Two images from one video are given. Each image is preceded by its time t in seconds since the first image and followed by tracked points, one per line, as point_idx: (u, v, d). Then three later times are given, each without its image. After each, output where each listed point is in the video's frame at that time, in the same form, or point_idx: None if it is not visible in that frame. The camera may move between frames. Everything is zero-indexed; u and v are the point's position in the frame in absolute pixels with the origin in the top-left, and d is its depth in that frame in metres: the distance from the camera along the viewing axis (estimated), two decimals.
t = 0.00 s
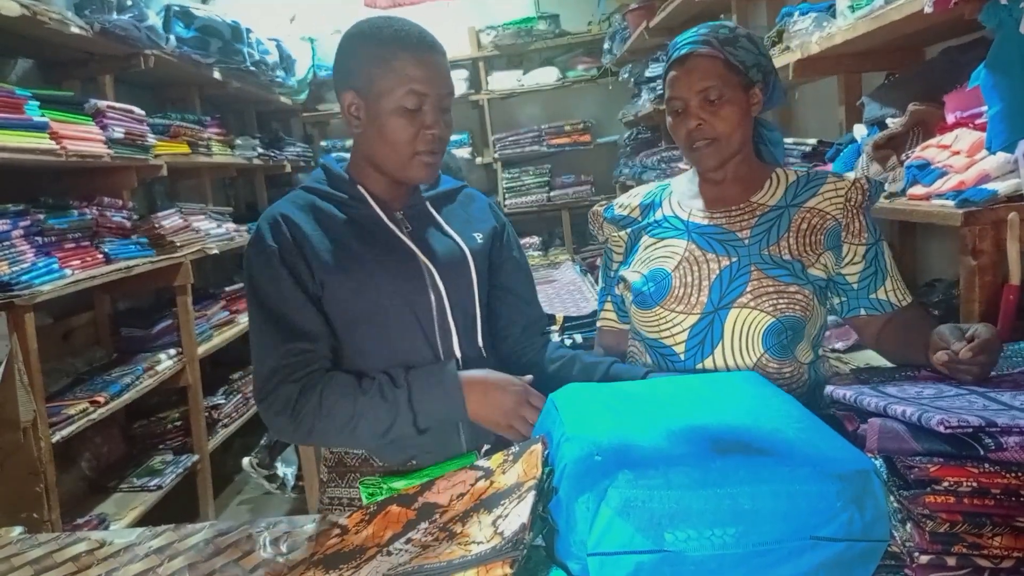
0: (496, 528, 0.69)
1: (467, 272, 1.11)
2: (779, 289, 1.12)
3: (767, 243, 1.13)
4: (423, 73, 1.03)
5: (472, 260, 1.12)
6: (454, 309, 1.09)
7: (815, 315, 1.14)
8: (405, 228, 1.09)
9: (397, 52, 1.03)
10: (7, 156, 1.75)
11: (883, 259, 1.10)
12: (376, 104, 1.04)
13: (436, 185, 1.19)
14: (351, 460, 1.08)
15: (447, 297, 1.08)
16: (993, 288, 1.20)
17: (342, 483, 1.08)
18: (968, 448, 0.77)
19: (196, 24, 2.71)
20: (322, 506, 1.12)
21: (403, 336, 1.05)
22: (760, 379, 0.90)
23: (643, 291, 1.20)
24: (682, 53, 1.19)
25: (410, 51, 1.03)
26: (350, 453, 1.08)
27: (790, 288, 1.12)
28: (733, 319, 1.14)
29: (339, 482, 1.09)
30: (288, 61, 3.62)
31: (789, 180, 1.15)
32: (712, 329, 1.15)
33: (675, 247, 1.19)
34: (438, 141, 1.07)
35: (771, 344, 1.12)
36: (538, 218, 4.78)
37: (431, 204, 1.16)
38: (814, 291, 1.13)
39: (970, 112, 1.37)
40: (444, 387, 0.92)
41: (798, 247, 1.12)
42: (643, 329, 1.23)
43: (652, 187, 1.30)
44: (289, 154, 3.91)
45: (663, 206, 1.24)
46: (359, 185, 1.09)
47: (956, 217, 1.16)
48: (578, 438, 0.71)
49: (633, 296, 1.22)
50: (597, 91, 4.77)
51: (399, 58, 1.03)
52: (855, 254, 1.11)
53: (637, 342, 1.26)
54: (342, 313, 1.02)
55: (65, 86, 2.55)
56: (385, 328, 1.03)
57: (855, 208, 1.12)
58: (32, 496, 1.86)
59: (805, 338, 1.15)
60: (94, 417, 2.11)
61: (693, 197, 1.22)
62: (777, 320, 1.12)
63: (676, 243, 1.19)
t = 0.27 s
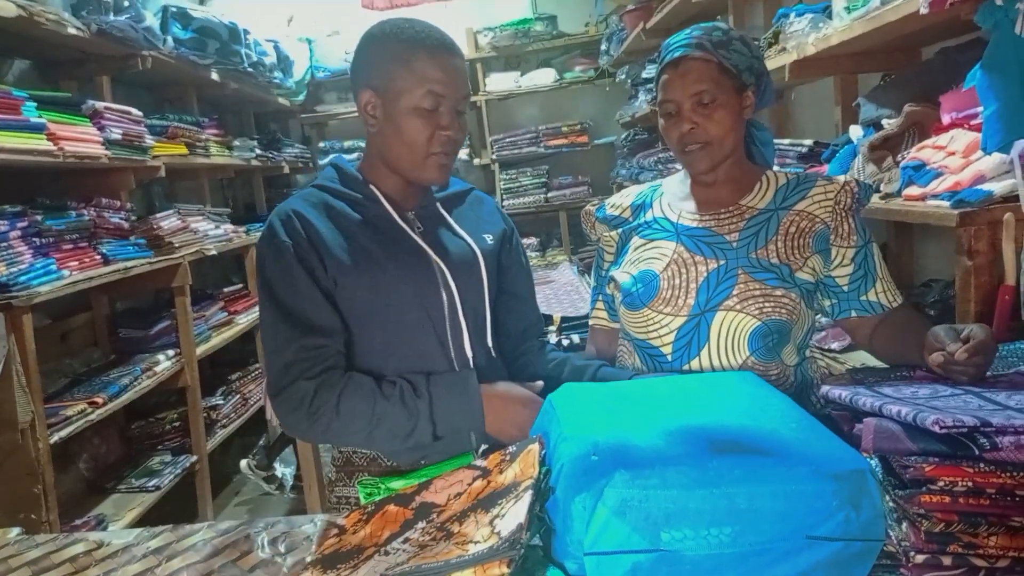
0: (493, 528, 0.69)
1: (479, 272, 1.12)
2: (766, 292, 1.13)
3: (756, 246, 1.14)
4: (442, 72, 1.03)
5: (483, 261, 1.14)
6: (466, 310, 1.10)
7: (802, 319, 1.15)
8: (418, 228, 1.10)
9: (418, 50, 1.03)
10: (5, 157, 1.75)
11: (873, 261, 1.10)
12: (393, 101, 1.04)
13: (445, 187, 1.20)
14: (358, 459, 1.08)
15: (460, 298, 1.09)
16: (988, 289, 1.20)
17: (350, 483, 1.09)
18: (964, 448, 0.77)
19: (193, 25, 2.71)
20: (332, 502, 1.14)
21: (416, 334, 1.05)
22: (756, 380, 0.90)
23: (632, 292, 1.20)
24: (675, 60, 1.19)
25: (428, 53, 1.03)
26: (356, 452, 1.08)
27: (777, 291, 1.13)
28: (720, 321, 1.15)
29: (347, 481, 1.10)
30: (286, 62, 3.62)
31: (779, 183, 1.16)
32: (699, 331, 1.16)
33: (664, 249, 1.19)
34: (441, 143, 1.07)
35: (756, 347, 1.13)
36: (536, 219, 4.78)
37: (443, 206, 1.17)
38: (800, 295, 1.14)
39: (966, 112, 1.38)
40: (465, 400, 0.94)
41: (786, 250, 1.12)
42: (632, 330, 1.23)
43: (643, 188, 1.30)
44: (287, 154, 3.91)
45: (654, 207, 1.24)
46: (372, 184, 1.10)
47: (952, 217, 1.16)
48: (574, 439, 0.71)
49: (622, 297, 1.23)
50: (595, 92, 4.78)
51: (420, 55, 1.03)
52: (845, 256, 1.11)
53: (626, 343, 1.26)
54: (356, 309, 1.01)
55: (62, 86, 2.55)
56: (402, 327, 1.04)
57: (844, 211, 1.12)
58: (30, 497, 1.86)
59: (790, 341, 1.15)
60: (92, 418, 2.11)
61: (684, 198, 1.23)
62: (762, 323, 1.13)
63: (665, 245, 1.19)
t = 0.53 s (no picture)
0: (494, 529, 0.69)
1: (486, 273, 1.11)
2: (765, 291, 1.12)
3: (756, 245, 1.13)
4: (416, 62, 1.05)
5: (490, 261, 1.12)
6: (473, 310, 1.09)
7: (802, 318, 1.15)
8: (424, 227, 1.09)
9: (391, 40, 1.05)
10: (5, 157, 1.75)
11: (875, 259, 1.10)
12: (368, 89, 1.07)
13: (454, 186, 1.17)
14: (359, 460, 1.07)
15: (467, 299, 1.08)
16: (991, 287, 1.20)
17: (350, 482, 1.08)
18: (967, 447, 0.77)
19: (193, 24, 2.71)
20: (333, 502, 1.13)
21: (424, 332, 1.05)
22: (758, 380, 0.89)
23: (632, 291, 1.20)
24: (674, 60, 1.18)
25: (410, 44, 1.05)
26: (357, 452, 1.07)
27: (778, 289, 1.12)
28: (720, 319, 1.14)
29: (347, 481, 1.09)
30: (286, 61, 3.61)
31: (779, 181, 1.15)
32: (699, 329, 1.15)
33: (664, 247, 1.19)
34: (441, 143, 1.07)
35: (757, 346, 1.13)
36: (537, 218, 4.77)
37: (451, 206, 1.15)
38: (801, 293, 1.13)
39: (969, 110, 1.37)
40: (486, 420, 0.97)
41: (786, 248, 1.12)
42: (632, 329, 1.23)
43: (644, 186, 1.30)
44: (287, 154, 3.90)
45: (654, 205, 1.24)
46: (378, 182, 1.10)
47: (954, 216, 1.16)
48: (574, 439, 0.70)
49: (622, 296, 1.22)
50: (596, 90, 4.77)
51: (393, 44, 1.05)
52: (846, 254, 1.10)
53: (626, 341, 1.26)
54: (362, 307, 1.01)
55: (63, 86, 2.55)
56: (409, 329, 1.04)
57: (845, 210, 1.11)
58: (31, 497, 1.86)
59: (791, 339, 1.15)
60: (93, 418, 2.11)
61: (684, 197, 1.22)
62: (762, 321, 1.12)
63: (665, 243, 1.19)
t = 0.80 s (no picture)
0: (497, 528, 0.69)
1: (487, 271, 1.11)
2: (767, 289, 1.12)
3: (758, 243, 1.13)
4: (374, 57, 1.05)
5: (490, 259, 1.12)
6: (474, 309, 1.09)
7: (803, 316, 1.15)
8: (422, 226, 1.09)
9: (350, 43, 1.06)
10: (9, 157, 1.76)
11: (876, 258, 1.10)
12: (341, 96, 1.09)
13: (451, 183, 1.17)
14: (362, 460, 1.07)
15: (468, 298, 1.08)
16: (993, 286, 1.20)
17: (354, 482, 1.08)
18: (969, 446, 0.76)
19: (196, 25, 2.71)
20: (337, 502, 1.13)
21: (424, 332, 1.05)
22: (758, 379, 0.89)
23: (634, 289, 1.20)
24: (677, 60, 1.18)
25: (372, 37, 1.06)
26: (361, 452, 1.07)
27: (780, 287, 1.12)
28: (722, 317, 1.14)
29: (351, 481, 1.09)
30: (288, 62, 3.62)
31: (781, 180, 1.15)
32: (700, 327, 1.16)
33: (666, 246, 1.19)
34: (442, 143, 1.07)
35: (759, 343, 1.13)
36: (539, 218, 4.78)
37: (450, 204, 1.14)
38: (802, 291, 1.13)
39: (970, 110, 1.37)
40: (490, 426, 0.97)
41: (788, 247, 1.12)
42: (634, 327, 1.23)
43: (646, 185, 1.30)
44: (290, 154, 3.91)
45: (657, 204, 1.24)
46: (376, 182, 1.10)
47: (956, 215, 1.16)
48: (576, 437, 0.71)
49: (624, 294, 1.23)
50: (598, 90, 4.77)
51: (351, 46, 1.06)
52: (847, 253, 1.10)
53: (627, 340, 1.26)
54: (363, 308, 1.02)
55: (66, 87, 2.55)
56: (410, 329, 1.04)
57: (847, 208, 1.11)
58: (35, 497, 1.86)
59: (792, 337, 1.15)
60: (97, 418, 2.11)
61: (686, 195, 1.22)
62: (763, 319, 1.12)
63: (667, 241, 1.19)
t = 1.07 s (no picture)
0: (494, 527, 0.69)
1: (487, 267, 1.10)
2: (767, 285, 1.12)
3: (758, 240, 1.13)
4: (334, 71, 1.03)
5: (490, 255, 1.11)
6: (475, 307, 1.09)
7: (804, 313, 1.14)
8: (421, 223, 1.08)
9: (311, 62, 1.05)
10: (9, 156, 1.76)
11: (876, 255, 1.10)
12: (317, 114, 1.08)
13: (446, 178, 1.16)
14: (363, 458, 1.07)
15: (468, 295, 1.07)
16: (994, 285, 1.21)
17: (355, 480, 1.08)
18: (970, 444, 0.76)
19: (196, 24, 2.71)
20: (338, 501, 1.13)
21: (425, 332, 1.05)
22: (757, 377, 0.89)
23: (634, 286, 1.20)
24: (678, 58, 1.18)
25: (329, 46, 1.04)
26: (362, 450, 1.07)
27: (780, 283, 1.12)
28: (722, 314, 1.14)
29: (352, 480, 1.09)
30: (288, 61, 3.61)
31: (781, 178, 1.15)
32: (700, 323, 1.15)
33: (666, 243, 1.19)
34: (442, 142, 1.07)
35: (759, 339, 1.12)
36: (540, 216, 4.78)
37: (447, 199, 1.14)
38: (803, 289, 1.13)
39: (971, 108, 1.37)
40: (496, 411, 0.97)
41: (788, 244, 1.12)
42: (634, 325, 1.23)
43: (647, 184, 1.30)
44: (290, 153, 3.90)
45: (657, 202, 1.25)
46: (373, 184, 1.10)
47: (957, 212, 1.15)
48: (576, 436, 0.71)
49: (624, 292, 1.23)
50: (598, 89, 4.77)
51: (312, 66, 1.05)
52: (847, 251, 1.10)
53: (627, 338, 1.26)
54: (364, 307, 1.03)
55: (66, 86, 2.55)
56: (411, 327, 1.05)
57: (847, 206, 1.11)
58: (36, 495, 1.86)
59: (793, 334, 1.15)
60: (97, 417, 2.11)
61: (686, 192, 1.23)
62: (763, 315, 1.12)
63: (667, 238, 1.20)
